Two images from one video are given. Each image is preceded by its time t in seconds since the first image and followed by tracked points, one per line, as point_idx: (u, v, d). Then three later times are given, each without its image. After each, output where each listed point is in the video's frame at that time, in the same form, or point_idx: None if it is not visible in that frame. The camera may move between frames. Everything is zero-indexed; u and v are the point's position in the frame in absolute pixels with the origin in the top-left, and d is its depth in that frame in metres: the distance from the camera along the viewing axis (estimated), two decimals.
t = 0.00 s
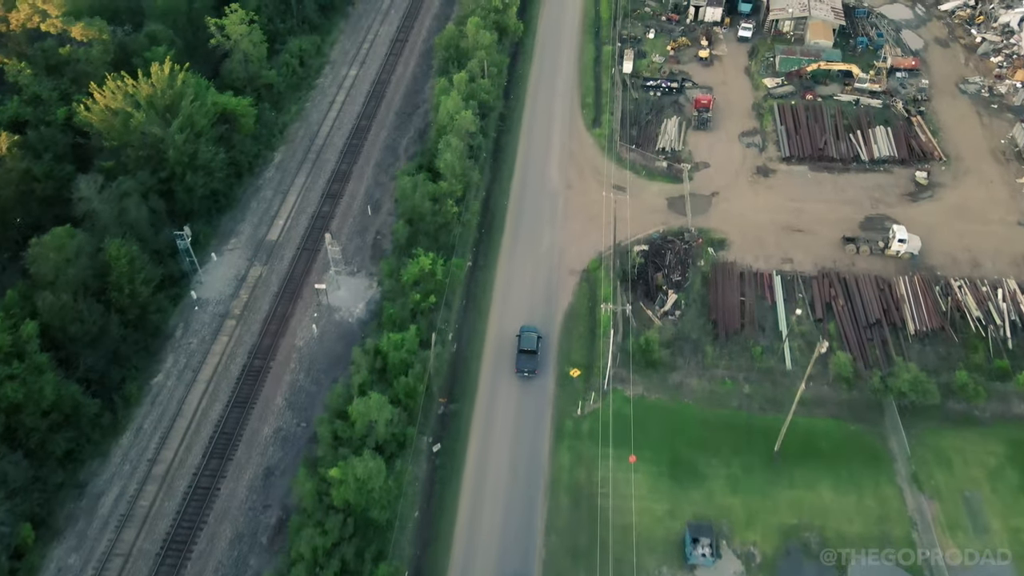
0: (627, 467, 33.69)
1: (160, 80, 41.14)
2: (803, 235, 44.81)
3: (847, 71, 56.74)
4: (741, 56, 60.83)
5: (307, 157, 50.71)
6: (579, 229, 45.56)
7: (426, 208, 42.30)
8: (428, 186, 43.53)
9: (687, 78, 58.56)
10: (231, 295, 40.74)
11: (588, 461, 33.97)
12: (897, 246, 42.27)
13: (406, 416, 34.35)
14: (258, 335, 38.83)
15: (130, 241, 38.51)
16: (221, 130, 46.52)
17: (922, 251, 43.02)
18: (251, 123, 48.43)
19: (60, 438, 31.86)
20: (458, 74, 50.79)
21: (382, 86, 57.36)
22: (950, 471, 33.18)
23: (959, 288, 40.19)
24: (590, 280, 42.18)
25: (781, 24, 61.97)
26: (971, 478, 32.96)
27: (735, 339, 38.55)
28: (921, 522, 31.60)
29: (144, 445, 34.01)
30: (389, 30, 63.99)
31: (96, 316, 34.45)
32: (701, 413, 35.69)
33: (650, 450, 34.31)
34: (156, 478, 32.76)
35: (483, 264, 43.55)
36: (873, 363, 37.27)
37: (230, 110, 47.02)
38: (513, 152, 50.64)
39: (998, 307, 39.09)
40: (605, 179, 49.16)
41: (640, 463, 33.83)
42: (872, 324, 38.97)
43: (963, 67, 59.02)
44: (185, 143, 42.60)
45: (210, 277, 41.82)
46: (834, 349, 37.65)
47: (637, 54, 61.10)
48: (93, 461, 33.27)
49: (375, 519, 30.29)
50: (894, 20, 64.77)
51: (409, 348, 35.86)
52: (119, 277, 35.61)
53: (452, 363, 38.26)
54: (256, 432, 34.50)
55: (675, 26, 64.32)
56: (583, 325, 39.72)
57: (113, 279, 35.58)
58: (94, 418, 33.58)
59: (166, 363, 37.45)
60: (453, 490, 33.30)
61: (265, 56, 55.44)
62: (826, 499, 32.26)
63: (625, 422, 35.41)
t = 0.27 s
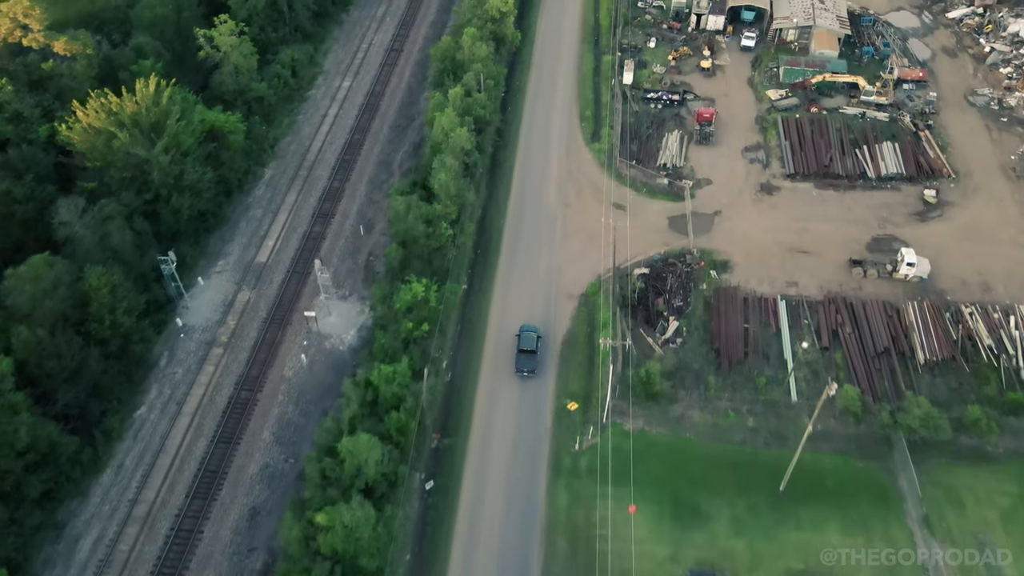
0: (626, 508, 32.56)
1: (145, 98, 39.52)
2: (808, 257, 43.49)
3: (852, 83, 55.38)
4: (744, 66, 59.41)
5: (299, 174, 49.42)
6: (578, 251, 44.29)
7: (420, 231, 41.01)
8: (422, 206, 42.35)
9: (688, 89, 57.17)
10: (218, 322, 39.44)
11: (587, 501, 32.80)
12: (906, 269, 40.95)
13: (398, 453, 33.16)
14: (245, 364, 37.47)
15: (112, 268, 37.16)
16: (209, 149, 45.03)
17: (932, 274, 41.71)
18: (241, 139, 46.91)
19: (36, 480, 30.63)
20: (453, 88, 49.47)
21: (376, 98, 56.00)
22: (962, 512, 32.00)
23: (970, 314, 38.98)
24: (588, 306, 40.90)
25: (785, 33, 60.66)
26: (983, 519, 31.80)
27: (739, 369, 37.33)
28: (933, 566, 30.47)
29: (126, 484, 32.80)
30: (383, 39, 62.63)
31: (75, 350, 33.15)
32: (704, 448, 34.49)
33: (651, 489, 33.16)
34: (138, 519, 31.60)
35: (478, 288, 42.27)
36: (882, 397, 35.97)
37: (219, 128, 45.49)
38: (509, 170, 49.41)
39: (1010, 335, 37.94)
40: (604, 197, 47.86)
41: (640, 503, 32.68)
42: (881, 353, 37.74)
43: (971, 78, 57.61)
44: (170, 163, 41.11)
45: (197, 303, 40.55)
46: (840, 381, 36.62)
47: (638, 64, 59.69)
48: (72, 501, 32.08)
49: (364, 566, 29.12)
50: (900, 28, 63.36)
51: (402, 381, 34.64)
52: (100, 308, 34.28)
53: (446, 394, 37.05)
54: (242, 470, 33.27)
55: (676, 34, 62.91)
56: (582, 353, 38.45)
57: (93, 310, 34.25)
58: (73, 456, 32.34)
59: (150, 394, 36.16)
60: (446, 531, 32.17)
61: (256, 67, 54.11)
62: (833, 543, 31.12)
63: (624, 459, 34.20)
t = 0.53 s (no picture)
0: (626, 551, 31.47)
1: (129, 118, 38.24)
2: (814, 280, 42.24)
3: (858, 96, 54.06)
4: (747, 78, 58.04)
5: (290, 191, 48.12)
6: (577, 274, 43.03)
7: (413, 256, 39.78)
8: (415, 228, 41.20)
9: (690, 102, 55.82)
10: (204, 350, 38.16)
11: (585, 543, 31.70)
12: (915, 295, 39.69)
13: (389, 494, 32.02)
14: (232, 396, 36.21)
15: (92, 297, 35.85)
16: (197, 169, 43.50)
17: (941, 300, 40.46)
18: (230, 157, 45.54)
19: (12, 524, 29.48)
20: (448, 103, 48.20)
21: (369, 111, 54.70)
22: (976, 556, 30.82)
23: (981, 343, 37.97)
24: (587, 333, 39.63)
25: (789, 43, 59.41)
26: (997, 564, 30.63)
27: (743, 401, 36.08)
28: None
29: (106, 525, 31.66)
30: (378, 49, 61.34)
31: (53, 386, 31.96)
32: (707, 486, 33.36)
33: (651, 530, 32.04)
34: (119, 564, 30.50)
35: (474, 313, 41.05)
36: (890, 432, 34.91)
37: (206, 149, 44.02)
38: (506, 188, 48.13)
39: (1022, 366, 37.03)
40: (603, 216, 46.60)
41: (640, 546, 31.59)
42: (890, 384, 36.55)
43: (979, 90, 56.28)
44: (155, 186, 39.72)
45: (183, 329, 39.30)
46: (848, 415, 35.54)
47: (638, 75, 58.37)
48: (50, 544, 30.96)
49: None
50: (906, 38, 62.00)
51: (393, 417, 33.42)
52: (79, 341, 33.10)
53: (440, 427, 35.84)
54: (227, 510, 32.12)
55: (677, 44, 61.57)
56: (580, 384, 37.27)
57: (73, 343, 33.05)
58: (51, 497, 31.19)
59: (132, 428, 34.94)
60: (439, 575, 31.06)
61: (246, 80, 52.81)
62: None
63: (624, 498, 33.08)
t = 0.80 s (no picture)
0: None
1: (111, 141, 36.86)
2: (819, 305, 41.02)
3: (864, 110, 52.82)
4: (750, 91, 56.74)
5: (281, 210, 46.86)
6: (575, 299, 41.87)
7: (407, 283, 38.60)
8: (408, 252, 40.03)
9: (692, 116, 54.54)
10: (191, 381, 36.93)
11: None
12: (924, 323, 38.50)
13: (380, 537, 30.88)
14: (218, 430, 35.01)
15: (71, 329, 34.60)
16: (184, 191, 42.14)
17: (951, 327, 39.29)
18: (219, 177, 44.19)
19: None
20: (444, 120, 46.97)
21: (363, 125, 53.38)
22: None
23: (992, 374, 36.85)
24: (587, 362, 38.40)
25: (793, 54, 58.15)
26: None
27: (745, 436, 35.03)
28: None
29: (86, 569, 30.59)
30: (373, 60, 60.06)
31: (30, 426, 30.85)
32: (709, 526, 32.21)
33: (652, 574, 30.95)
34: None
35: (469, 340, 39.79)
36: (900, 471, 33.72)
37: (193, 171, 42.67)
38: (503, 207, 46.91)
39: None
40: (603, 237, 45.37)
41: None
42: (898, 418, 35.45)
43: (988, 104, 55.01)
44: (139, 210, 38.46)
45: (169, 359, 38.08)
46: (857, 451, 34.31)
47: (638, 87, 57.07)
48: None
49: None
50: (912, 48, 60.70)
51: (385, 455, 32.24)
52: (58, 377, 31.99)
53: (433, 463, 34.65)
54: (211, 554, 31.04)
55: (678, 55, 60.27)
56: (578, 417, 36.13)
57: (51, 380, 31.90)
58: (28, 541, 30.12)
59: (114, 465, 33.79)
60: None
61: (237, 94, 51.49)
62: None
63: (623, 540, 31.91)
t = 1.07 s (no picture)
0: None
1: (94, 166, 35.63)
2: (825, 332, 39.81)
3: (870, 126, 51.59)
4: (753, 104, 55.47)
5: (272, 231, 45.63)
6: (573, 325, 40.67)
7: (400, 312, 37.41)
8: (401, 278, 38.85)
9: (693, 131, 53.29)
10: (176, 414, 35.76)
11: None
12: (933, 353, 37.29)
13: None
14: (204, 467, 33.85)
15: (51, 363, 33.40)
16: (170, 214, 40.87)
17: (961, 356, 38.12)
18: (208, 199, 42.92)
19: None
20: (438, 138, 45.78)
21: (357, 141, 52.12)
22: None
23: (1004, 408, 35.73)
24: (585, 393, 37.24)
25: (797, 66, 56.82)
26: None
27: (749, 474, 33.90)
28: None
29: None
30: (367, 72, 58.85)
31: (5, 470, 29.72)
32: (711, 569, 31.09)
33: None
34: None
35: (464, 370, 38.60)
36: (910, 513, 32.72)
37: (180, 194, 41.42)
38: (499, 228, 45.74)
39: None
40: (602, 260, 44.15)
41: None
42: (907, 455, 34.39)
43: (996, 118, 53.76)
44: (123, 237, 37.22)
45: (154, 390, 36.91)
46: (864, 492, 33.33)
47: (639, 100, 55.81)
48: None
49: None
50: (919, 60, 59.44)
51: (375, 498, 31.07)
52: (35, 418, 30.84)
53: (426, 503, 33.57)
54: None
55: (680, 66, 59.01)
56: (576, 452, 35.01)
57: (28, 420, 30.76)
58: None
59: (95, 505, 32.69)
60: None
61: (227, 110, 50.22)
62: None
63: None
